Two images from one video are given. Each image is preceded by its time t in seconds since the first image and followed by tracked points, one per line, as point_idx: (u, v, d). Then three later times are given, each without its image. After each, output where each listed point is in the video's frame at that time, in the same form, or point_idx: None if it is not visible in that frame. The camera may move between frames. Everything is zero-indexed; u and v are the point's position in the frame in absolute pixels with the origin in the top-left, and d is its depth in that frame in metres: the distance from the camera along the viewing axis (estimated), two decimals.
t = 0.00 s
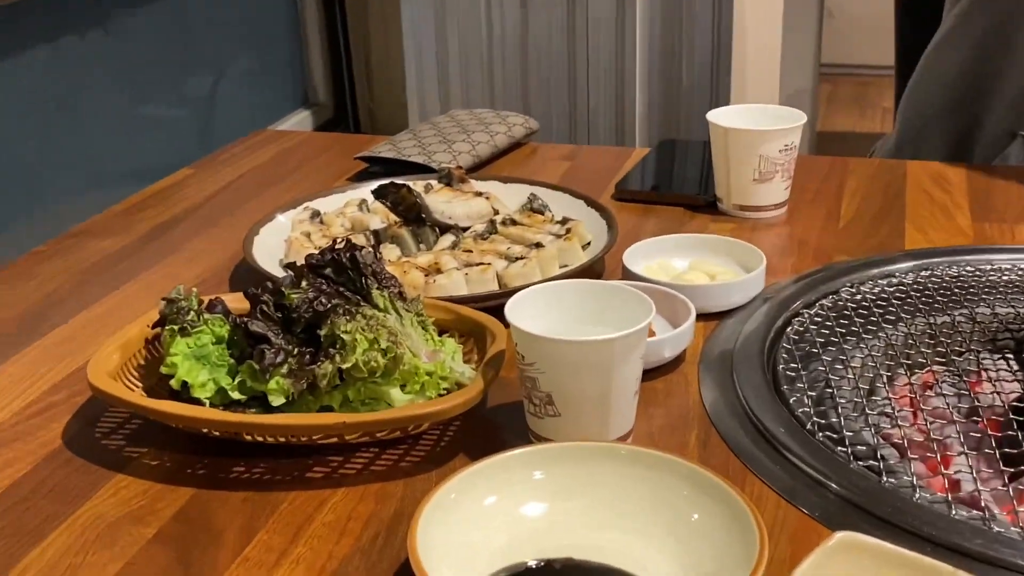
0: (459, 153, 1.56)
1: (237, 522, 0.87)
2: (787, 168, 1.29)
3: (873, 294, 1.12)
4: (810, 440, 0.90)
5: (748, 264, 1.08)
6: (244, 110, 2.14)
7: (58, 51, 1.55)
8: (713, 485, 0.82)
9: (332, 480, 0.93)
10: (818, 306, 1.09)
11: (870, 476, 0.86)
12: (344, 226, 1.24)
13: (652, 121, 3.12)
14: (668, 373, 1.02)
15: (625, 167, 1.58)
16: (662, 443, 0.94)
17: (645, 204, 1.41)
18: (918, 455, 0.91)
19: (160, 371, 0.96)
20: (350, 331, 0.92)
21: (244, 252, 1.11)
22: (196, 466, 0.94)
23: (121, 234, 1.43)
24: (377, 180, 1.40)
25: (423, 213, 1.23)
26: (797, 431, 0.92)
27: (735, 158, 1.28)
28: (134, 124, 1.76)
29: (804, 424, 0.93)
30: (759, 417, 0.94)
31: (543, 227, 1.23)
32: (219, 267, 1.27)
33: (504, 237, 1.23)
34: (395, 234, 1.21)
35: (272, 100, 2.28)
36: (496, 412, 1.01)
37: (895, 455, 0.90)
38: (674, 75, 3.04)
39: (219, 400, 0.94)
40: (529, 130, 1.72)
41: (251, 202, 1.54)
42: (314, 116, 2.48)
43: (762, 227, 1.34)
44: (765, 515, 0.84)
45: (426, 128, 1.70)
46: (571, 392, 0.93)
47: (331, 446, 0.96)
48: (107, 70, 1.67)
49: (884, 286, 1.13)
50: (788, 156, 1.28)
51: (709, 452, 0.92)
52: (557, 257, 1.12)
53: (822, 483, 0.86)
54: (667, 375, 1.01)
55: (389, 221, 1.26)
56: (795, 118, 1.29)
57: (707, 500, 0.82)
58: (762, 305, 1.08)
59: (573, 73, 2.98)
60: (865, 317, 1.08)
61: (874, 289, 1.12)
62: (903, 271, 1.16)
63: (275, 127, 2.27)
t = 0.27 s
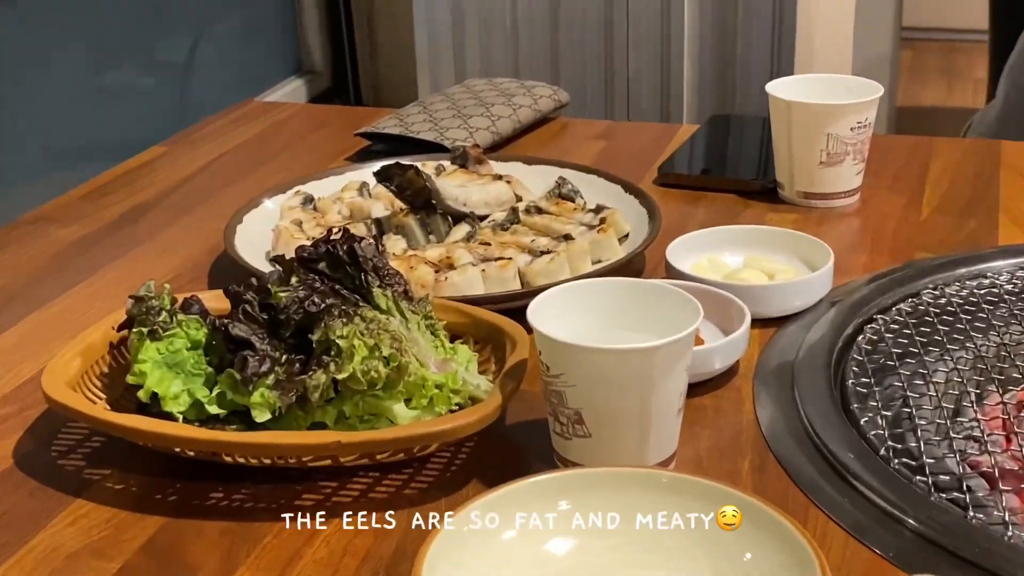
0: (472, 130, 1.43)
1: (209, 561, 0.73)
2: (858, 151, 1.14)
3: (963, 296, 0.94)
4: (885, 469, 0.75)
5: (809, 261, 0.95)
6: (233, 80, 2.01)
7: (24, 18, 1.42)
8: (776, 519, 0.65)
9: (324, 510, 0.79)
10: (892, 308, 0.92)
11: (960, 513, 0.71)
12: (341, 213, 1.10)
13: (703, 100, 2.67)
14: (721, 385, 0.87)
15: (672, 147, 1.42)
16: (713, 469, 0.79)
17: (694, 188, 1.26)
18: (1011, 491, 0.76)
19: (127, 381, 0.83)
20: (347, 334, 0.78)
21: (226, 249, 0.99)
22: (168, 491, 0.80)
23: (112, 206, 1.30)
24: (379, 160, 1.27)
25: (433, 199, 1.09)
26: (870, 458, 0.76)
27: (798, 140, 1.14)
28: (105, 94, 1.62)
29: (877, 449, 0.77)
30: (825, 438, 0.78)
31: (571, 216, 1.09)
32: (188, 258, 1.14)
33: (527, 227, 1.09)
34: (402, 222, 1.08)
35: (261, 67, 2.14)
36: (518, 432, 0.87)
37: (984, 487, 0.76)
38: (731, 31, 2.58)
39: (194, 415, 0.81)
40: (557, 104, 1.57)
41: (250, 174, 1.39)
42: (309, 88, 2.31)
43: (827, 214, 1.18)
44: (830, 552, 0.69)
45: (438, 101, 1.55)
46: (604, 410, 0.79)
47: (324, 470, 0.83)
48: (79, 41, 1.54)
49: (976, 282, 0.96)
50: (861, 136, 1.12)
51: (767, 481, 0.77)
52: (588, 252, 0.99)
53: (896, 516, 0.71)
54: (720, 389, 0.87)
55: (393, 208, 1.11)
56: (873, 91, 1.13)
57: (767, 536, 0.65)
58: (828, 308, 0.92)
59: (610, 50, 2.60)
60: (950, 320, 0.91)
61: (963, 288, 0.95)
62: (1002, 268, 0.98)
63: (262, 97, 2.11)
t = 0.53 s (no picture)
0: (490, 113, 1.35)
1: None
2: (916, 138, 1.06)
3: None
4: (946, 489, 0.66)
5: (859, 258, 0.87)
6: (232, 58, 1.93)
7: None
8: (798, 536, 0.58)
9: (325, 531, 0.71)
10: (954, 313, 0.84)
11: None
12: (345, 204, 1.03)
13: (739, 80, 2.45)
14: (763, 395, 0.79)
15: (710, 135, 1.33)
16: (754, 487, 0.71)
17: (731, 179, 1.17)
18: None
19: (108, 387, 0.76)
20: (350, 338, 0.71)
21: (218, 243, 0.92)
22: (154, 509, 0.73)
23: (99, 192, 1.24)
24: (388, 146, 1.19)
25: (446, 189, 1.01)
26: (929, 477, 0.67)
27: (851, 126, 1.06)
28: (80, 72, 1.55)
29: (938, 468, 0.69)
30: (879, 455, 0.69)
31: (599, 208, 1.01)
32: (181, 250, 1.07)
33: (550, 220, 1.01)
34: (411, 213, 1.00)
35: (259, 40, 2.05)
36: (539, 445, 0.79)
37: None
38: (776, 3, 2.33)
39: (182, 425, 0.73)
40: (582, 83, 1.49)
41: (249, 159, 1.32)
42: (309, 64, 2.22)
43: (875, 209, 1.09)
44: None
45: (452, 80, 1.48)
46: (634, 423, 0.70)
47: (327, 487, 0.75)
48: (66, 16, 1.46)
49: None
50: (920, 120, 1.05)
51: (813, 500, 0.69)
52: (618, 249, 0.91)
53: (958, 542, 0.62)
54: (763, 400, 0.78)
55: (403, 197, 1.05)
56: (935, 72, 1.06)
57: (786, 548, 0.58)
58: (882, 311, 0.84)
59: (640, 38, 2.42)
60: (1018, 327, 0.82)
61: None
62: None
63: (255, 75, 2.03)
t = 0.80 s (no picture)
0: (501, 109, 1.32)
1: None
2: (946, 137, 1.03)
3: None
4: (975, 504, 0.63)
5: (886, 262, 0.84)
6: (234, 53, 1.95)
7: None
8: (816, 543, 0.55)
9: (326, 547, 0.68)
10: (985, 320, 0.80)
11: None
12: (349, 205, 1.01)
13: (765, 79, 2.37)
14: (786, 406, 0.76)
15: (731, 133, 1.30)
16: (774, 502, 0.67)
17: (751, 180, 1.14)
18: None
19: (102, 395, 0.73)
20: (354, 345, 0.68)
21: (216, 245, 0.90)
22: (148, 523, 0.70)
23: (97, 188, 1.22)
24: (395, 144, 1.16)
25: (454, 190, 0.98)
26: (957, 491, 0.64)
27: (878, 126, 1.03)
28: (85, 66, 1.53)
29: (967, 482, 0.65)
30: (905, 468, 0.66)
31: (614, 209, 0.98)
32: (178, 250, 1.04)
33: (563, 222, 0.98)
34: (417, 214, 0.97)
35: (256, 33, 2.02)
36: (551, 457, 0.76)
37: None
38: None
39: (178, 434, 0.70)
40: (596, 80, 1.46)
41: (248, 156, 1.30)
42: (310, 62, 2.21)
43: (901, 211, 1.05)
44: None
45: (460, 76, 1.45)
46: (649, 434, 0.67)
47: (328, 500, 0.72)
48: (57, 11, 1.44)
49: None
50: (950, 119, 1.01)
51: (836, 515, 0.65)
52: (633, 252, 0.88)
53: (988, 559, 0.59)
54: (786, 411, 0.75)
55: (409, 198, 1.02)
56: (967, 69, 1.03)
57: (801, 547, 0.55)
58: (910, 318, 0.81)
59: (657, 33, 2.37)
60: None
61: None
62: None
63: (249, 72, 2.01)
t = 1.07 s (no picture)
0: (503, 100, 1.27)
1: None
2: (982, 130, 0.97)
3: None
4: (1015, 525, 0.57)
5: (918, 265, 0.79)
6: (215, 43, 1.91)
7: None
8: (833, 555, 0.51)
9: (312, 569, 0.63)
10: None
11: None
12: (338, 202, 0.95)
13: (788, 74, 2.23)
14: (808, 419, 0.70)
15: (749, 126, 1.24)
16: (796, 522, 0.62)
17: (769, 176, 1.09)
18: None
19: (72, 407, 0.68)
20: (343, 352, 0.63)
21: (196, 246, 0.85)
22: (122, 543, 0.65)
23: (66, 186, 1.17)
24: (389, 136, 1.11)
25: (452, 184, 0.92)
26: (995, 512, 0.59)
27: (911, 116, 0.98)
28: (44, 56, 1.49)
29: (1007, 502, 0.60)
30: (938, 486, 0.61)
31: (624, 207, 0.93)
32: (157, 250, 1.00)
33: (569, 220, 0.93)
34: (414, 211, 0.92)
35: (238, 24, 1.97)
36: (556, 473, 0.70)
37: None
38: None
39: (155, 449, 0.65)
40: (606, 67, 1.41)
41: (230, 150, 1.25)
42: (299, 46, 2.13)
43: (928, 210, 1.00)
44: None
45: (459, 63, 1.39)
46: (661, 451, 0.62)
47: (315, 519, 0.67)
48: None
49: None
50: (986, 110, 0.96)
51: (863, 536, 0.60)
52: (645, 253, 0.83)
53: None
54: (808, 424, 0.70)
55: (404, 194, 0.98)
56: (1004, 56, 0.98)
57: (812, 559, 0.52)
58: (941, 325, 0.75)
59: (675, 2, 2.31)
60: None
61: None
62: None
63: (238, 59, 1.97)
